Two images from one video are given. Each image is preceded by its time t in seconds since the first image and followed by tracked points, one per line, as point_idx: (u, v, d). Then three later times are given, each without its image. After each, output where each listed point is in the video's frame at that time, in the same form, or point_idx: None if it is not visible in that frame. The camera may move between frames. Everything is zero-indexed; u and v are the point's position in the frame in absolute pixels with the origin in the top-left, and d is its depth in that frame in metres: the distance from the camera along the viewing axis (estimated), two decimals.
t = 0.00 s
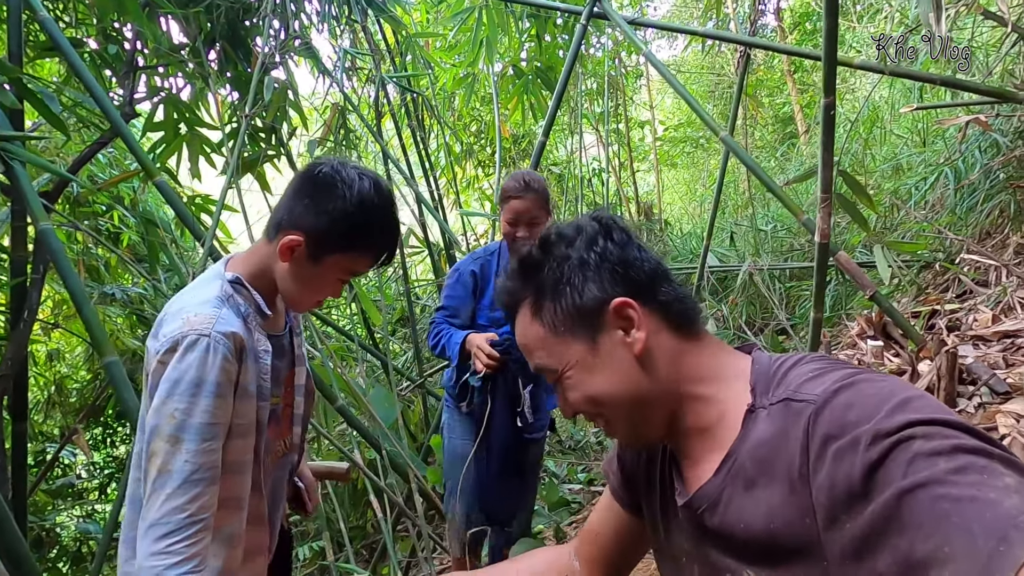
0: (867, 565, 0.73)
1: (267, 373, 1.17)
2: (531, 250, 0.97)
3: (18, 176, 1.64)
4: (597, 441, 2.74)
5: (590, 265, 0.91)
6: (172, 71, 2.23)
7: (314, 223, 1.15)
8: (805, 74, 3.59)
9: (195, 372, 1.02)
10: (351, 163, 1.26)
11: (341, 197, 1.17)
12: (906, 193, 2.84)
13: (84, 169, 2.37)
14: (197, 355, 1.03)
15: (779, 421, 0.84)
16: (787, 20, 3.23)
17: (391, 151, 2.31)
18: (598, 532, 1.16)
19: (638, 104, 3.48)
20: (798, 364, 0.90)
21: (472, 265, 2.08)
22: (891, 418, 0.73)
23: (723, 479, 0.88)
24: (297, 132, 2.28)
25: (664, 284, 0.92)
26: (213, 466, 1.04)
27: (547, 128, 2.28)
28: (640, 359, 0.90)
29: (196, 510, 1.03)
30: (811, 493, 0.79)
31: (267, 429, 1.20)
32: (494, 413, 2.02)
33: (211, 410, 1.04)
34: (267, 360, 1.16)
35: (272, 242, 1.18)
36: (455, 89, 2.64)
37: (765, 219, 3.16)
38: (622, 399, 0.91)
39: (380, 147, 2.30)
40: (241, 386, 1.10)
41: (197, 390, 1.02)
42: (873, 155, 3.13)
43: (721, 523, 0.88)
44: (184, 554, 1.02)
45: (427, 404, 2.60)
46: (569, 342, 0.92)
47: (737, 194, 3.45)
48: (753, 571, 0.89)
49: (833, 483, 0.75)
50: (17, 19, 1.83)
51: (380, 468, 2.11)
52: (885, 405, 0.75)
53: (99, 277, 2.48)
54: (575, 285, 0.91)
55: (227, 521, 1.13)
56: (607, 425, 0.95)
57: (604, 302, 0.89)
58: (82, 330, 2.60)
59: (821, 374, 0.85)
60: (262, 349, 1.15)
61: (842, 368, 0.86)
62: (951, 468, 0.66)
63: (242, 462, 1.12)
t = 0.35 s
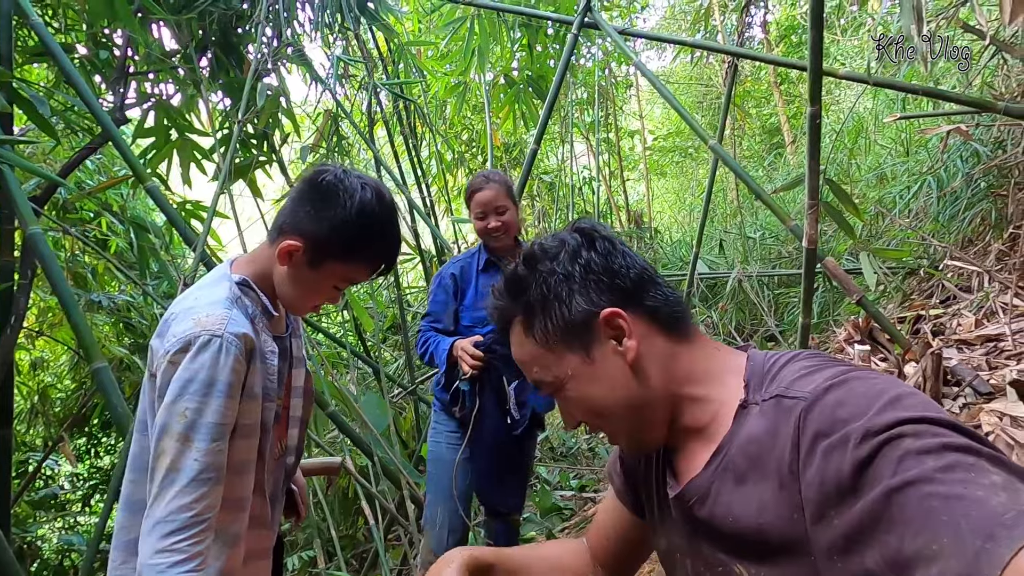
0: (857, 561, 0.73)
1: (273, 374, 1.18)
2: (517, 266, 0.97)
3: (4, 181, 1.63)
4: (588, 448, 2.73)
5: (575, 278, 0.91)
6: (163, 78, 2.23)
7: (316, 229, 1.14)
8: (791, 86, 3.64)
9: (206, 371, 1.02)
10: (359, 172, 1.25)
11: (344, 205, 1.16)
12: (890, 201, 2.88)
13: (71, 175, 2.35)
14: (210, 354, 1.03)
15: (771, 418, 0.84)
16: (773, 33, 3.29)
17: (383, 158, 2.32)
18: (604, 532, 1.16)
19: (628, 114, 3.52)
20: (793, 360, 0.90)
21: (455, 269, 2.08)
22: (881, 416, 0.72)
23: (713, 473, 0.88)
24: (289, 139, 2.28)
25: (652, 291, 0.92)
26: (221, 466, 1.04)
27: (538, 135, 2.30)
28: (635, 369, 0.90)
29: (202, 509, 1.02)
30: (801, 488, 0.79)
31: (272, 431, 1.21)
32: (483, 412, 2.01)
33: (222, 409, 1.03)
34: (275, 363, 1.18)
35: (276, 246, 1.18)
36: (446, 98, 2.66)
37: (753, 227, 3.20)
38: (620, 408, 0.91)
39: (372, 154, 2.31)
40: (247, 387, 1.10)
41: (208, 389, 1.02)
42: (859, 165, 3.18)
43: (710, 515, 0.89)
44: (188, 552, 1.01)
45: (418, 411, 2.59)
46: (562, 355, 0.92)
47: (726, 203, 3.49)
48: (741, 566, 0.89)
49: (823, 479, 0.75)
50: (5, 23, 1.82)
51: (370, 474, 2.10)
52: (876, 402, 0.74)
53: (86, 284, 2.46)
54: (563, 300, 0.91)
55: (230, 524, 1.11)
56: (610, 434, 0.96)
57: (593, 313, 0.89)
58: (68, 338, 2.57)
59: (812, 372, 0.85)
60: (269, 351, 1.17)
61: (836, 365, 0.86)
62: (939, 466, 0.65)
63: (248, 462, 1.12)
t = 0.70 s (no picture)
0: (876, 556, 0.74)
1: (271, 380, 1.15)
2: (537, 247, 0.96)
3: None
4: (575, 459, 2.72)
5: (602, 261, 0.91)
6: (145, 85, 2.19)
7: (308, 237, 1.11)
8: (767, 101, 3.72)
9: (202, 374, 1.00)
10: (373, 192, 1.22)
11: (342, 217, 1.13)
12: (867, 213, 2.96)
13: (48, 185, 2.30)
14: (207, 356, 1.00)
15: (789, 412, 0.85)
16: (750, 51, 3.36)
17: (370, 167, 2.32)
18: (611, 529, 1.15)
19: (610, 128, 3.56)
20: (809, 354, 0.92)
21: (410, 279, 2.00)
22: (903, 410, 0.73)
23: (729, 468, 0.89)
24: (274, 148, 2.27)
25: (676, 283, 0.93)
26: (215, 472, 1.01)
27: (526, 146, 2.31)
28: (658, 358, 0.90)
29: (194, 515, 0.99)
30: (821, 482, 0.80)
31: (267, 437, 1.18)
32: (451, 433, 1.82)
33: (218, 413, 1.00)
34: (272, 368, 1.15)
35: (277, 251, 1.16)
36: (432, 108, 2.67)
37: (735, 238, 3.25)
38: (639, 395, 0.92)
39: (359, 163, 2.31)
40: (244, 391, 1.07)
41: (204, 393, 1.00)
42: (835, 177, 3.26)
43: (726, 511, 0.89)
44: (179, 560, 0.98)
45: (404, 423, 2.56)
46: (583, 339, 0.92)
47: (706, 215, 3.54)
48: (760, 563, 0.89)
49: (842, 473, 0.76)
50: None
51: (357, 486, 2.11)
52: (898, 396, 0.76)
53: (60, 295, 2.40)
54: (588, 282, 0.91)
55: (220, 531, 1.09)
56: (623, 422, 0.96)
57: (620, 298, 0.89)
58: (40, 352, 2.49)
59: (831, 365, 0.86)
60: (268, 356, 1.14)
61: (853, 359, 0.87)
62: (962, 462, 0.66)
63: (241, 468, 1.09)
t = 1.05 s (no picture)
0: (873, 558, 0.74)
1: (268, 385, 1.14)
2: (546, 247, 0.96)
3: None
4: (569, 464, 2.71)
5: (607, 259, 0.92)
6: (139, 87, 2.18)
7: (317, 245, 1.11)
8: (760, 108, 3.75)
9: (197, 378, 0.99)
10: (383, 202, 1.21)
11: (352, 227, 1.12)
12: (859, 219, 2.98)
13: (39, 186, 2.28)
14: (203, 359, 0.99)
15: (785, 414, 0.85)
16: (743, 58, 3.38)
17: (365, 170, 2.32)
18: (608, 534, 1.13)
19: (605, 133, 3.58)
20: (805, 355, 0.91)
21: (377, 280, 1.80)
22: (899, 411, 0.73)
23: (727, 471, 0.89)
24: (269, 151, 2.26)
25: (679, 286, 0.94)
26: (208, 478, 0.99)
27: (522, 150, 2.30)
28: (658, 358, 0.90)
29: (185, 521, 0.97)
30: (818, 484, 0.80)
31: (262, 444, 1.16)
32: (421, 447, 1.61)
33: (212, 418, 0.99)
34: (270, 373, 1.14)
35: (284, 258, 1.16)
36: (427, 112, 2.67)
37: (728, 243, 3.27)
38: (638, 395, 0.92)
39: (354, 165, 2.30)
40: (239, 396, 1.06)
41: (199, 397, 0.98)
42: (828, 183, 3.29)
43: (724, 513, 0.89)
44: (169, 565, 0.96)
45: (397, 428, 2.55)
46: (583, 338, 0.92)
47: (700, 221, 3.56)
48: (758, 565, 0.88)
49: (839, 475, 0.76)
50: None
51: (350, 491, 2.10)
52: (894, 397, 0.76)
53: (50, 298, 2.37)
54: (591, 280, 0.91)
55: (210, 538, 1.06)
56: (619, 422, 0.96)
57: (622, 296, 0.90)
58: (30, 355, 2.46)
59: (827, 367, 0.86)
60: (266, 360, 1.13)
61: (849, 360, 0.87)
62: (958, 462, 0.67)
63: (235, 474, 1.08)
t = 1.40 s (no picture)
0: (871, 558, 0.74)
1: (266, 381, 1.14)
2: (575, 212, 0.97)
3: None
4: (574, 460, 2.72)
5: (641, 232, 0.94)
6: (148, 83, 2.19)
7: (312, 240, 1.11)
8: (769, 104, 3.73)
9: (194, 372, 0.99)
10: (382, 197, 1.21)
11: (347, 222, 1.12)
12: (868, 216, 2.95)
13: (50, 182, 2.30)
14: (201, 354, 1.00)
15: (782, 414, 0.85)
16: (752, 53, 3.36)
17: (371, 166, 2.33)
18: (605, 532, 1.13)
19: (612, 129, 3.57)
20: (801, 355, 0.91)
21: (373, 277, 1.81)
22: (896, 411, 0.73)
23: (724, 471, 0.88)
24: (275, 147, 2.27)
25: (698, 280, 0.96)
26: (204, 473, 1.00)
27: (528, 146, 2.30)
28: (671, 333, 0.90)
29: (183, 516, 0.98)
30: (815, 484, 0.80)
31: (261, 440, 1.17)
32: (422, 447, 1.62)
33: (208, 413, 1.00)
34: (269, 370, 1.14)
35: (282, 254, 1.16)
36: (434, 108, 2.67)
37: (735, 241, 3.25)
38: (644, 368, 0.89)
39: (360, 161, 2.30)
40: (236, 391, 1.07)
41: (196, 392, 0.99)
42: (837, 180, 3.26)
43: (721, 514, 0.89)
44: (167, 560, 0.97)
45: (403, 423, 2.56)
46: (602, 296, 0.90)
47: (707, 218, 3.55)
48: (755, 565, 0.88)
49: (836, 475, 0.76)
50: None
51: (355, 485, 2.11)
52: (891, 397, 0.75)
53: (61, 292, 2.40)
54: (622, 245, 0.92)
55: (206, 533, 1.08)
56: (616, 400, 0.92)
57: (649, 266, 0.91)
58: (40, 349, 2.49)
59: (824, 367, 0.85)
60: (264, 356, 1.13)
61: (847, 360, 0.87)
62: (955, 462, 0.66)
63: (233, 471, 1.09)
